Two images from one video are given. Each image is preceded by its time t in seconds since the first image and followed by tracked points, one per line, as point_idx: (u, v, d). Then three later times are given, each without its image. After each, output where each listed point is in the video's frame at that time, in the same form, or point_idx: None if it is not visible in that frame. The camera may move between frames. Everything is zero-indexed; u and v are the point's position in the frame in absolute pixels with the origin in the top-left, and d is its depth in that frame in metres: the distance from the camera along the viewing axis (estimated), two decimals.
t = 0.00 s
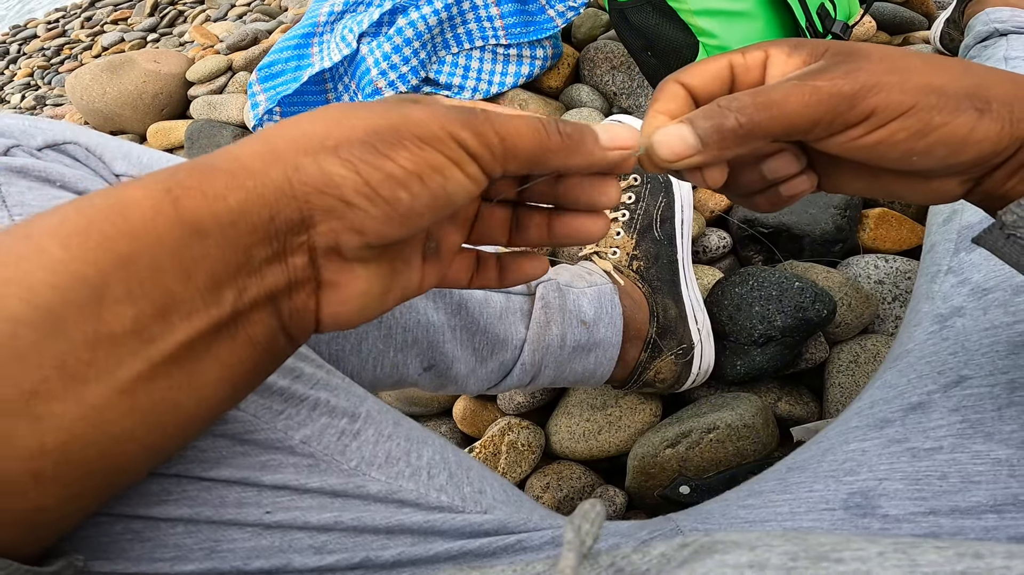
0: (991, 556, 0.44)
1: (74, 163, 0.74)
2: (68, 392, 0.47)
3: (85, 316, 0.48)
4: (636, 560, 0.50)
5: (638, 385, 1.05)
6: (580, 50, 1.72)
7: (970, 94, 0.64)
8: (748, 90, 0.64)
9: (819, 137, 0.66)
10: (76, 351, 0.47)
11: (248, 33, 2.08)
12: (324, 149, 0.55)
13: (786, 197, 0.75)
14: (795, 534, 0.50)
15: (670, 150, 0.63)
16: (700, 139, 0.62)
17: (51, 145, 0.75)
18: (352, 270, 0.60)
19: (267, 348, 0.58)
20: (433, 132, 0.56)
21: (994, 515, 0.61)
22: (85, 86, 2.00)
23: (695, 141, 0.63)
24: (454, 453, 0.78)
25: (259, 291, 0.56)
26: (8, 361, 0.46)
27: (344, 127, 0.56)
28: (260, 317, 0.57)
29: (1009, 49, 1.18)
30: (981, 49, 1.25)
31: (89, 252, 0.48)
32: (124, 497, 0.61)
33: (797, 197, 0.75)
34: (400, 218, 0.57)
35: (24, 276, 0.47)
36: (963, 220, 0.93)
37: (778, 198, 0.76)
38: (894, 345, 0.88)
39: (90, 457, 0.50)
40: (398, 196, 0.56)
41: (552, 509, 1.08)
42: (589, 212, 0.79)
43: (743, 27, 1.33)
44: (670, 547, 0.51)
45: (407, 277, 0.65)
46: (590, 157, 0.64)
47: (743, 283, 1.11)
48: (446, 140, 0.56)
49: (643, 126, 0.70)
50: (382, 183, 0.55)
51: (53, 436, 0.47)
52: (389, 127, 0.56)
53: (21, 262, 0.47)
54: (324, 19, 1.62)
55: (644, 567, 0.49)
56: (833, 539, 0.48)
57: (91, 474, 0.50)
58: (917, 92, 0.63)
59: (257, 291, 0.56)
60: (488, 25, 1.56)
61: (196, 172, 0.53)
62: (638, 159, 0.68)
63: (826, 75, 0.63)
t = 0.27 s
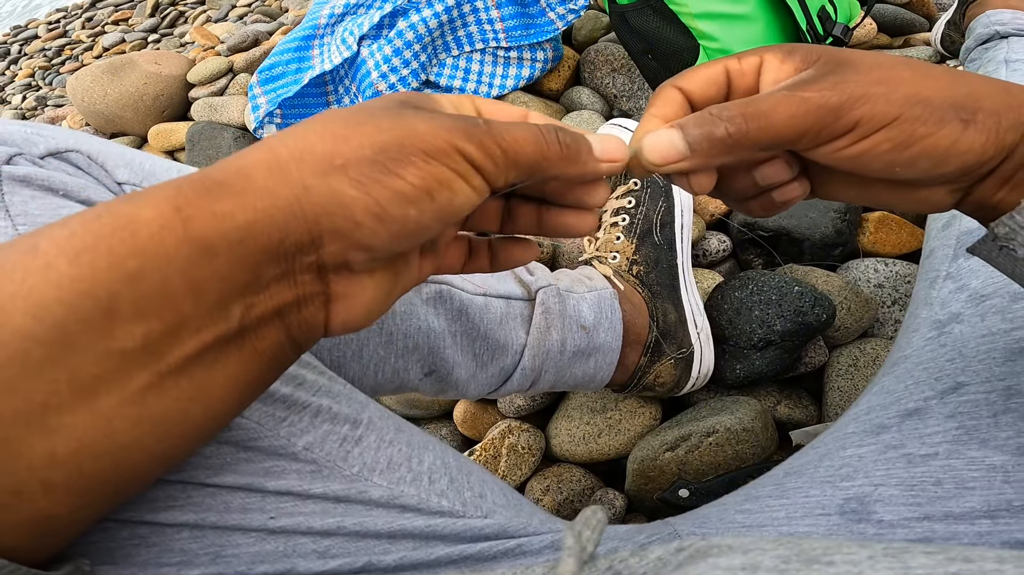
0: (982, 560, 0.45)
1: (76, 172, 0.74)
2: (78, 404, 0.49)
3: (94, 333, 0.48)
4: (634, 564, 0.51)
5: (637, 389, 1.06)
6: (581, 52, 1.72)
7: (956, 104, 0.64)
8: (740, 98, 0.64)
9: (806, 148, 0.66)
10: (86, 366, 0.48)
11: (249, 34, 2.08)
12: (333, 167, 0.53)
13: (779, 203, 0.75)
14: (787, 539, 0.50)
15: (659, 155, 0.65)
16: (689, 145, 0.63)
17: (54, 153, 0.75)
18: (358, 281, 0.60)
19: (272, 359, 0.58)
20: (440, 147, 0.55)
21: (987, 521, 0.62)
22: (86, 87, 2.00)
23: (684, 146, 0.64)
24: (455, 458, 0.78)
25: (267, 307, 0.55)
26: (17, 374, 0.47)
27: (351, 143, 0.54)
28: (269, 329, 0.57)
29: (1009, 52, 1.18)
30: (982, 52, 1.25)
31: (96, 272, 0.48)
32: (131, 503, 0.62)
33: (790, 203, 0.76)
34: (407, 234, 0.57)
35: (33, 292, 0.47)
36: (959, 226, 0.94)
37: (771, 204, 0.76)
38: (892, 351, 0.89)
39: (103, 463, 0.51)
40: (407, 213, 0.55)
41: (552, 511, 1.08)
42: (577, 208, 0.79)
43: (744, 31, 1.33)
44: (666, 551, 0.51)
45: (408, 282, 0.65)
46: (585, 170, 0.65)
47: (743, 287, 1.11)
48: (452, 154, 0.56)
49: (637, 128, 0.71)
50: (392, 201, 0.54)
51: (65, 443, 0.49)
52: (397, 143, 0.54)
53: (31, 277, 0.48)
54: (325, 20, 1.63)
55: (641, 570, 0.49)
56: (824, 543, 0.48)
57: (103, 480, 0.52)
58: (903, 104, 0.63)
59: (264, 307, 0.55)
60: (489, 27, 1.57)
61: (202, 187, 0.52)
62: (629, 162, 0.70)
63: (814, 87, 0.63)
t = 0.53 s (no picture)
0: (982, 561, 0.45)
1: (76, 172, 0.74)
2: (78, 405, 0.49)
3: (94, 333, 0.49)
4: (633, 564, 0.51)
5: (638, 390, 1.06)
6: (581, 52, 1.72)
7: (959, 102, 0.65)
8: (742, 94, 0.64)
9: (808, 143, 0.66)
10: (86, 367, 0.49)
11: (249, 34, 2.08)
12: (319, 161, 0.55)
13: (784, 197, 0.75)
14: (787, 540, 0.50)
15: (662, 148, 0.63)
16: (693, 139, 0.62)
17: (53, 153, 0.75)
18: (353, 280, 0.61)
19: (270, 361, 0.58)
20: (425, 134, 0.56)
21: (988, 522, 0.61)
22: (86, 87, 2.01)
23: (687, 139, 0.62)
24: (454, 458, 0.78)
25: (264, 308, 0.56)
26: (18, 373, 0.47)
27: (335, 136, 0.56)
28: (267, 331, 0.57)
29: (1010, 52, 1.18)
30: (982, 52, 1.25)
31: (96, 272, 0.50)
32: (131, 503, 0.62)
33: (794, 198, 0.75)
34: (398, 223, 0.58)
35: (36, 295, 0.49)
36: (962, 225, 0.94)
37: (776, 199, 0.76)
38: (893, 351, 0.89)
39: (104, 464, 0.51)
40: (395, 201, 0.57)
41: (552, 511, 1.08)
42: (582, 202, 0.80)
43: (744, 31, 1.33)
44: (666, 552, 0.51)
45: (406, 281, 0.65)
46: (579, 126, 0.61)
47: (744, 287, 1.11)
48: (437, 141, 0.57)
49: (641, 124, 0.70)
50: (378, 189, 0.56)
51: (64, 442, 0.49)
52: (380, 134, 0.56)
53: (34, 280, 0.49)
54: (326, 21, 1.63)
55: (640, 571, 0.49)
56: (825, 545, 0.48)
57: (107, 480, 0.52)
58: (906, 100, 0.63)
59: (261, 308, 0.56)
60: (489, 28, 1.56)
61: (198, 189, 0.54)
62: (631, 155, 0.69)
63: (819, 82, 0.63)
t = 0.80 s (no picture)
0: (988, 558, 0.45)
1: (77, 168, 0.75)
2: (75, 402, 0.49)
3: (89, 329, 0.49)
4: (635, 562, 0.51)
5: (638, 388, 1.06)
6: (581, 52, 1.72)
7: (960, 100, 0.64)
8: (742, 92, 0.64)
9: (809, 140, 0.66)
10: (81, 366, 0.49)
11: (250, 34, 2.08)
12: (324, 158, 0.56)
13: (785, 195, 0.75)
14: (791, 538, 0.50)
15: (663, 148, 0.64)
16: (692, 138, 0.63)
17: (54, 150, 0.75)
18: (353, 277, 0.61)
19: (268, 357, 0.58)
20: (429, 135, 0.57)
21: (990, 519, 0.62)
22: (86, 87, 2.01)
23: (687, 140, 0.63)
24: (455, 455, 0.78)
25: (263, 304, 0.56)
26: (11, 369, 0.47)
27: (338, 134, 0.56)
28: (264, 328, 0.57)
29: (1010, 51, 1.18)
30: (982, 51, 1.25)
31: (93, 268, 0.50)
32: (131, 500, 0.62)
33: (795, 195, 0.75)
34: (402, 224, 0.58)
35: (28, 287, 0.49)
36: (963, 223, 0.94)
37: (777, 196, 0.76)
38: (894, 349, 0.89)
39: (102, 462, 0.51)
40: (399, 202, 0.57)
41: (553, 510, 1.08)
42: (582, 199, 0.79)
43: (744, 30, 1.33)
44: (668, 549, 0.51)
45: (406, 277, 0.65)
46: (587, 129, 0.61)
47: (744, 285, 1.11)
48: (441, 141, 0.57)
49: (642, 121, 0.70)
50: (382, 189, 0.56)
51: (60, 443, 0.49)
52: (384, 133, 0.56)
53: (27, 272, 0.49)
54: (326, 20, 1.63)
55: (643, 568, 0.49)
56: (830, 542, 0.48)
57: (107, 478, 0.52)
58: (907, 98, 0.63)
59: (261, 304, 0.56)
60: (489, 27, 1.56)
61: (199, 184, 0.54)
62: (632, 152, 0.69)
63: (819, 80, 0.63)
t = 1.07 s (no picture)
0: (990, 558, 0.45)
1: (77, 168, 0.75)
2: (98, 425, 0.49)
3: (117, 354, 0.49)
4: (636, 563, 0.51)
5: (639, 388, 1.06)
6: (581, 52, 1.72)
7: (958, 103, 0.64)
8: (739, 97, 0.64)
9: (806, 146, 0.66)
10: (106, 388, 0.49)
11: (250, 34, 2.08)
12: (367, 186, 0.53)
13: (785, 194, 0.75)
14: (792, 537, 0.50)
15: (660, 155, 0.64)
16: (690, 145, 0.63)
17: (55, 149, 0.75)
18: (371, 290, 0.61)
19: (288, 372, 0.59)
20: (467, 168, 0.56)
21: (992, 519, 0.61)
22: (87, 87, 2.01)
23: (684, 146, 0.63)
24: (456, 455, 0.78)
25: (291, 321, 0.56)
26: (33, 389, 0.47)
27: (380, 160, 0.53)
28: (289, 342, 0.57)
29: (1011, 50, 1.18)
30: (983, 51, 1.25)
31: (123, 296, 0.48)
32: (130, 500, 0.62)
33: (795, 195, 0.75)
34: (429, 249, 0.59)
35: (47, 314, 0.48)
36: (963, 224, 0.93)
37: (777, 196, 0.76)
38: (895, 348, 0.88)
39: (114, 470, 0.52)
40: (433, 232, 0.57)
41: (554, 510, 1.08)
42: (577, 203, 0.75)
43: (746, 30, 1.34)
44: (669, 549, 0.51)
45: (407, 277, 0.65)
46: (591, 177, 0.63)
47: (744, 285, 1.11)
48: (476, 171, 0.56)
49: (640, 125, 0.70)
50: (421, 222, 0.56)
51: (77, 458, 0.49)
52: (426, 163, 0.54)
53: (45, 299, 0.48)
54: (326, 20, 1.63)
55: (644, 568, 0.49)
56: (832, 542, 0.48)
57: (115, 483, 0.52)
58: (903, 102, 0.63)
59: (288, 323, 0.56)
60: (490, 27, 1.56)
61: (230, 203, 0.51)
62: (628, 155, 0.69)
63: (815, 86, 0.63)
